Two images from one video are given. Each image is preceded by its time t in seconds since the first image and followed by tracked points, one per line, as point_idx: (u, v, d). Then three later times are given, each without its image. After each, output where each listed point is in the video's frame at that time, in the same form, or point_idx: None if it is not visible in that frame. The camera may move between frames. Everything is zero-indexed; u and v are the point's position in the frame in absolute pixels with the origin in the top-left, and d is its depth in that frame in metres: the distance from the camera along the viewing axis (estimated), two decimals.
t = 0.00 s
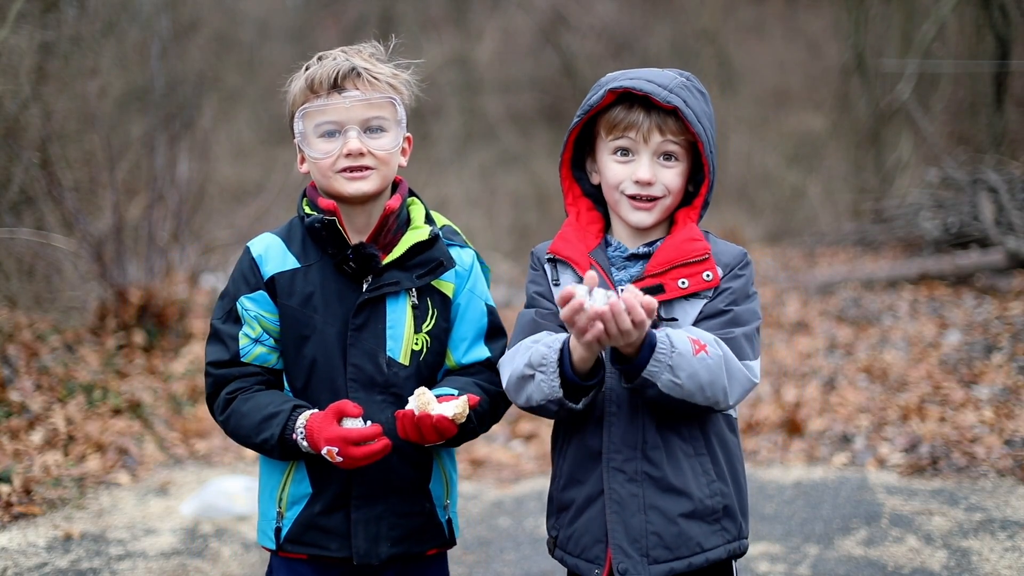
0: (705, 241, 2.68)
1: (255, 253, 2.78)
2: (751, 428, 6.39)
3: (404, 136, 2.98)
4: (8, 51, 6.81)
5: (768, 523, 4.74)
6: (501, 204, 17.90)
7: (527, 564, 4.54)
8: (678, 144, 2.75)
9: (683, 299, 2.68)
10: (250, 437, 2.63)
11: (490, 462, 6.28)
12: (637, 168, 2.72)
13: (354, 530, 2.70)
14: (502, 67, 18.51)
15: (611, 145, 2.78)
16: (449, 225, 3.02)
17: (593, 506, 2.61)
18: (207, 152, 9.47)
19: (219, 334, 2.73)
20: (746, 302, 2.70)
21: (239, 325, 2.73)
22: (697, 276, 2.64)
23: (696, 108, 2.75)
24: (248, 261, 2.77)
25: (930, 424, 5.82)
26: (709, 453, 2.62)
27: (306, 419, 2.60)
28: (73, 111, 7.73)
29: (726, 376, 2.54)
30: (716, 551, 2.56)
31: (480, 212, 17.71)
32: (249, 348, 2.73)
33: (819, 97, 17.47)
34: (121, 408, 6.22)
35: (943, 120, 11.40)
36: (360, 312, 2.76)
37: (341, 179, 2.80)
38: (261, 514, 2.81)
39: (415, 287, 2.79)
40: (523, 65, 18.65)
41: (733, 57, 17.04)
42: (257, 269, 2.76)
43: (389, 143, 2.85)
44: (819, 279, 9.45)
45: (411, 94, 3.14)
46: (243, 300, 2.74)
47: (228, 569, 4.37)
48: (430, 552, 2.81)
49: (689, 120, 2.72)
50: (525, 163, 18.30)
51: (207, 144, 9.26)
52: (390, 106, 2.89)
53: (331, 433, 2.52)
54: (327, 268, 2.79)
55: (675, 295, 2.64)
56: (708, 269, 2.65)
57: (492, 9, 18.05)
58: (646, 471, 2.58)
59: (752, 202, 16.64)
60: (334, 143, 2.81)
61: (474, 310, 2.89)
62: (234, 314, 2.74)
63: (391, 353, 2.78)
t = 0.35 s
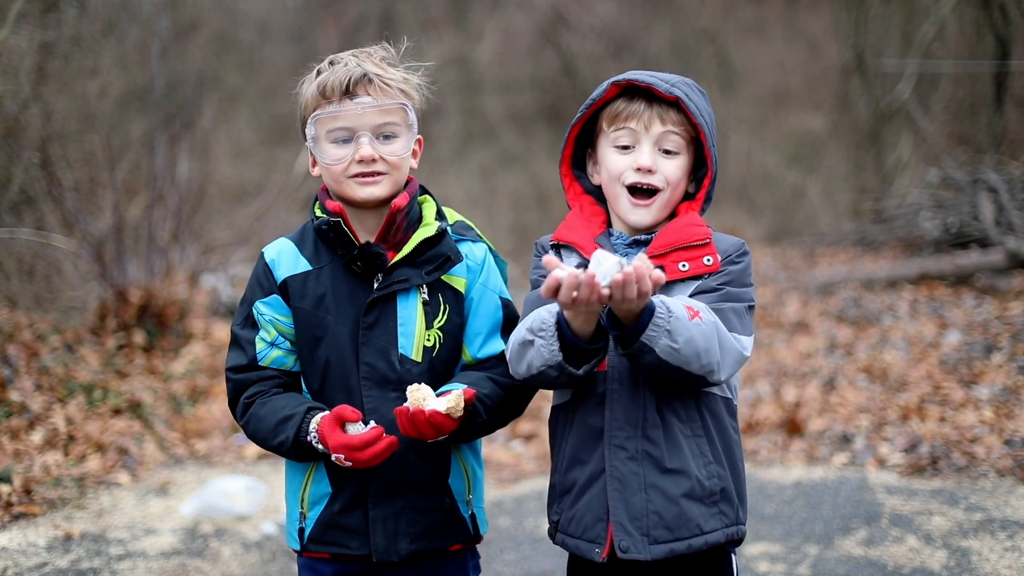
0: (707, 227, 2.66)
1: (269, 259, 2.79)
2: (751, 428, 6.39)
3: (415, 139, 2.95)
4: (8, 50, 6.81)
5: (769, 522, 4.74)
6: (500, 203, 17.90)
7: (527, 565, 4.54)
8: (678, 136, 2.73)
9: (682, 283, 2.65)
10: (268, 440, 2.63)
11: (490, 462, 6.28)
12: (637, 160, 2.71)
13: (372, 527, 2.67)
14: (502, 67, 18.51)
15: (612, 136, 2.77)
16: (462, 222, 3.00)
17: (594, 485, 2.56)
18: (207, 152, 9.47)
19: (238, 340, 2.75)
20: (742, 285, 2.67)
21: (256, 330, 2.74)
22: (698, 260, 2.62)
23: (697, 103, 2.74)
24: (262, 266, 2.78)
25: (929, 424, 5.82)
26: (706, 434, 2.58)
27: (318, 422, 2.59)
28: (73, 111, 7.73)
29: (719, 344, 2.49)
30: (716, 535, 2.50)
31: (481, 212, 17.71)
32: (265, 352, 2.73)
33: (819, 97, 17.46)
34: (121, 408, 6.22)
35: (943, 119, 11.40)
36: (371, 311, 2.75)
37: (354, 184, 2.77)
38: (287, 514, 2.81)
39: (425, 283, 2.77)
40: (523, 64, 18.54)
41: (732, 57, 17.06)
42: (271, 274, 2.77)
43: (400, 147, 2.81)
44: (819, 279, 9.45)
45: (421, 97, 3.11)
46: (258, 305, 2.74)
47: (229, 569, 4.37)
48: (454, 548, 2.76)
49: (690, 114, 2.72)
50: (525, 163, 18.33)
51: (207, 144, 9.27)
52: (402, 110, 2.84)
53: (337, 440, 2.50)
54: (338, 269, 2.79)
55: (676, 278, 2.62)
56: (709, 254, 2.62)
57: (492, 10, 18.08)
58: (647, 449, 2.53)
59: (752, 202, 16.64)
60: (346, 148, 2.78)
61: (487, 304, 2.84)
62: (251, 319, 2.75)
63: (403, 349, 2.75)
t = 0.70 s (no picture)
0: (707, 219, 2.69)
1: (257, 260, 2.76)
2: (751, 428, 6.39)
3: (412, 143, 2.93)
4: (8, 50, 6.79)
5: (768, 523, 4.74)
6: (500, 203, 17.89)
7: (527, 564, 4.54)
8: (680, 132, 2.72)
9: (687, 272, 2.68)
10: (261, 435, 2.60)
11: (490, 462, 6.28)
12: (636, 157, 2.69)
13: (368, 526, 2.66)
14: (502, 68, 18.51)
15: (612, 132, 2.76)
16: (447, 222, 3.01)
17: (593, 474, 2.55)
18: (208, 153, 9.47)
19: (227, 343, 2.70)
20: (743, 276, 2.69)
21: (246, 330, 2.70)
22: (700, 251, 2.66)
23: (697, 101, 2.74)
24: (250, 267, 2.75)
25: (930, 424, 5.82)
26: (708, 425, 2.57)
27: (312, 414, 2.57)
28: (73, 111, 7.74)
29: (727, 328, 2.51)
30: (716, 526, 2.49)
31: (481, 212, 17.71)
32: (257, 352, 2.69)
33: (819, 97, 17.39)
34: (121, 408, 6.22)
35: (943, 119, 11.39)
36: (362, 309, 2.74)
37: (359, 192, 2.74)
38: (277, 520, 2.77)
39: (415, 280, 2.77)
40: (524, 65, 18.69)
41: (732, 58, 17.08)
42: (260, 274, 2.74)
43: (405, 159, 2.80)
44: (819, 279, 9.45)
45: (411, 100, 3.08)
46: (247, 305, 2.70)
47: (229, 569, 4.37)
48: (448, 548, 2.75)
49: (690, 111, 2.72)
50: (525, 163, 18.32)
51: (207, 144, 9.26)
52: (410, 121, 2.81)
53: (330, 432, 2.49)
54: (328, 269, 2.77)
55: (677, 269, 2.66)
56: (710, 245, 2.66)
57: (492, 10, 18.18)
58: (646, 439, 2.53)
59: (752, 202, 16.65)
60: (356, 156, 2.73)
61: (475, 302, 2.85)
62: (241, 321, 2.70)
63: (395, 347, 2.75)
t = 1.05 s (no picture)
0: (721, 264, 2.62)
1: (231, 259, 2.77)
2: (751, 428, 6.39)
3: (372, 143, 2.84)
4: (8, 51, 6.79)
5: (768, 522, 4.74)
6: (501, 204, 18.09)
7: (527, 565, 4.54)
8: (709, 125, 2.64)
9: (708, 328, 2.67)
10: (251, 422, 2.59)
11: (490, 462, 6.28)
12: (659, 153, 2.65)
13: (331, 544, 2.64)
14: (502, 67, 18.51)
15: (629, 185, 2.74)
16: (428, 227, 2.97)
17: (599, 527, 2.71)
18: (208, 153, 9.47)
19: (203, 343, 2.72)
20: (779, 330, 2.62)
21: (224, 328, 2.72)
22: (707, 303, 2.61)
23: (728, 102, 2.71)
24: (225, 266, 2.76)
25: (929, 424, 5.82)
26: (733, 483, 2.62)
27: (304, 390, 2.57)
28: (73, 111, 7.73)
29: (752, 423, 2.55)
30: None
31: (481, 212, 17.72)
32: (235, 347, 2.71)
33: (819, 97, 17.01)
34: (121, 408, 6.23)
35: (943, 119, 11.39)
36: (332, 314, 2.71)
37: (313, 222, 2.69)
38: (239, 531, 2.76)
39: (388, 285, 2.72)
40: (523, 65, 18.58)
41: (732, 58, 17.09)
42: (235, 273, 2.75)
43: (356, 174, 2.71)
44: (819, 279, 9.45)
45: (370, 94, 2.95)
46: (223, 302, 2.72)
47: (228, 569, 4.36)
48: (419, 568, 2.73)
49: (718, 110, 2.68)
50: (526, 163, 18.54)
51: (207, 144, 9.26)
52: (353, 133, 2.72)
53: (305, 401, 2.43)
54: (301, 273, 2.76)
55: (687, 323, 2.63)
56: (719, 296, 2.60)
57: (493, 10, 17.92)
58: (652, 499, 2.63)
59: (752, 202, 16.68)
60: (298, 185, 2.67)
61: (446, 305, 2.79)
62: (217, 319, 2.72)
63: (364, 353, 2.72)
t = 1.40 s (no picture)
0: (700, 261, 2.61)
1: (221, 263, 2.78)
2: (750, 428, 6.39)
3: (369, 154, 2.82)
4: (8, 51, 6.79)
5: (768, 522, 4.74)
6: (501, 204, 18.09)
7: (527, 565, 4.54)
8: (695, 113, 2.65)
9: (691, 335, 2.67)
10: (241, 422, 2.58)
11: (490, 461, 6.28)
12: (644, 137, 2.68)
13: (322, 543, 2.64)
14: (502, 67, 18.49)
15: (616, 174, 2.76)
16: (417, 233, 2.98)
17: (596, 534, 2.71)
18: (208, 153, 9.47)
19: (193, 346, 2.72)
20: (759, 338, 2.63)
21: (213, 330, 2.72)
22: (690, 300, 2.60)
23: (717, 98, 2.73)
24: (215, 269, 2.77)
25: (929, 424, 5.82)
26: (715, 483, 2.62)
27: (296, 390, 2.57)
28: (73, 111, 7.73)
29: (727, 436, 2.54)
30: None
31: (481, 212, 17.72)
32: (224, 347, 2.70)
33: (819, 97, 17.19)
34: (121, 408, 6.22)
35: (943, 119, 11.38)
36: (322, 313, 2.71)
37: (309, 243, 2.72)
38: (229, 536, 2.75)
39: (378, 286, 2.72)
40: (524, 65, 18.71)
41: (732, 59, 17.09)
42: (224, 276, 2.75)
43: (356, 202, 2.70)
44: (819, 279, 9.45)
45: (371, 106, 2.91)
46: (213, 304, 2.72)
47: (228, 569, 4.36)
48: (412, 572, 2.72)
49: (706, 101, 2.70)
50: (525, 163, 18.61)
51: (207, 144, 9.26)
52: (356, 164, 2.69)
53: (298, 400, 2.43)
54: (291, 277, 2.77)
55: (671, 324, 2.62)
56: (701, 292, 2.59)
57: (492, 10, 17.90)
58: (644, 506, 2.63)
59: (752, 202, 16.68)
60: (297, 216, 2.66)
61: (437, 307, 2.78)
62: (206, 320, 2.72)
63: (355, 352, 2.73)
